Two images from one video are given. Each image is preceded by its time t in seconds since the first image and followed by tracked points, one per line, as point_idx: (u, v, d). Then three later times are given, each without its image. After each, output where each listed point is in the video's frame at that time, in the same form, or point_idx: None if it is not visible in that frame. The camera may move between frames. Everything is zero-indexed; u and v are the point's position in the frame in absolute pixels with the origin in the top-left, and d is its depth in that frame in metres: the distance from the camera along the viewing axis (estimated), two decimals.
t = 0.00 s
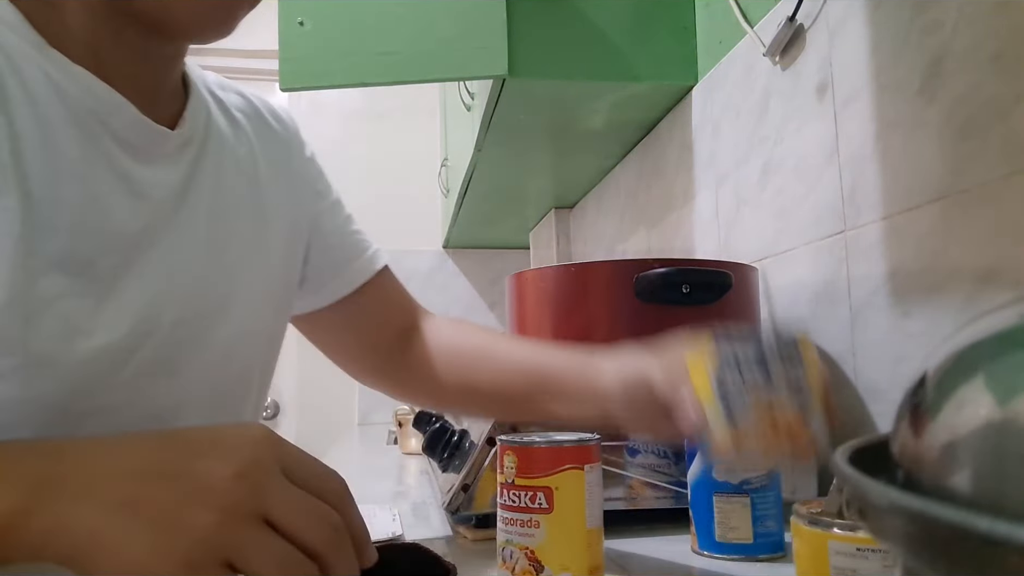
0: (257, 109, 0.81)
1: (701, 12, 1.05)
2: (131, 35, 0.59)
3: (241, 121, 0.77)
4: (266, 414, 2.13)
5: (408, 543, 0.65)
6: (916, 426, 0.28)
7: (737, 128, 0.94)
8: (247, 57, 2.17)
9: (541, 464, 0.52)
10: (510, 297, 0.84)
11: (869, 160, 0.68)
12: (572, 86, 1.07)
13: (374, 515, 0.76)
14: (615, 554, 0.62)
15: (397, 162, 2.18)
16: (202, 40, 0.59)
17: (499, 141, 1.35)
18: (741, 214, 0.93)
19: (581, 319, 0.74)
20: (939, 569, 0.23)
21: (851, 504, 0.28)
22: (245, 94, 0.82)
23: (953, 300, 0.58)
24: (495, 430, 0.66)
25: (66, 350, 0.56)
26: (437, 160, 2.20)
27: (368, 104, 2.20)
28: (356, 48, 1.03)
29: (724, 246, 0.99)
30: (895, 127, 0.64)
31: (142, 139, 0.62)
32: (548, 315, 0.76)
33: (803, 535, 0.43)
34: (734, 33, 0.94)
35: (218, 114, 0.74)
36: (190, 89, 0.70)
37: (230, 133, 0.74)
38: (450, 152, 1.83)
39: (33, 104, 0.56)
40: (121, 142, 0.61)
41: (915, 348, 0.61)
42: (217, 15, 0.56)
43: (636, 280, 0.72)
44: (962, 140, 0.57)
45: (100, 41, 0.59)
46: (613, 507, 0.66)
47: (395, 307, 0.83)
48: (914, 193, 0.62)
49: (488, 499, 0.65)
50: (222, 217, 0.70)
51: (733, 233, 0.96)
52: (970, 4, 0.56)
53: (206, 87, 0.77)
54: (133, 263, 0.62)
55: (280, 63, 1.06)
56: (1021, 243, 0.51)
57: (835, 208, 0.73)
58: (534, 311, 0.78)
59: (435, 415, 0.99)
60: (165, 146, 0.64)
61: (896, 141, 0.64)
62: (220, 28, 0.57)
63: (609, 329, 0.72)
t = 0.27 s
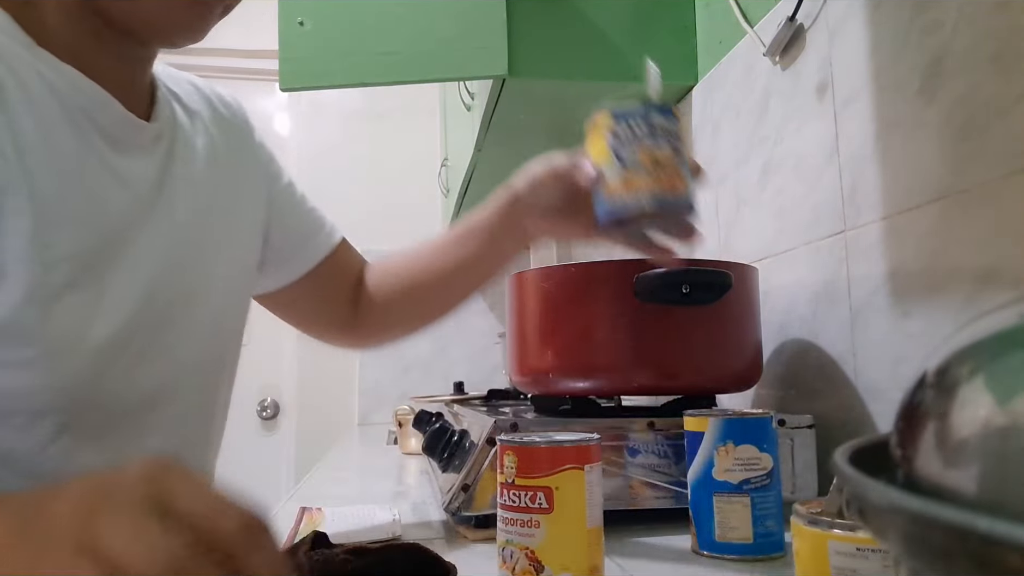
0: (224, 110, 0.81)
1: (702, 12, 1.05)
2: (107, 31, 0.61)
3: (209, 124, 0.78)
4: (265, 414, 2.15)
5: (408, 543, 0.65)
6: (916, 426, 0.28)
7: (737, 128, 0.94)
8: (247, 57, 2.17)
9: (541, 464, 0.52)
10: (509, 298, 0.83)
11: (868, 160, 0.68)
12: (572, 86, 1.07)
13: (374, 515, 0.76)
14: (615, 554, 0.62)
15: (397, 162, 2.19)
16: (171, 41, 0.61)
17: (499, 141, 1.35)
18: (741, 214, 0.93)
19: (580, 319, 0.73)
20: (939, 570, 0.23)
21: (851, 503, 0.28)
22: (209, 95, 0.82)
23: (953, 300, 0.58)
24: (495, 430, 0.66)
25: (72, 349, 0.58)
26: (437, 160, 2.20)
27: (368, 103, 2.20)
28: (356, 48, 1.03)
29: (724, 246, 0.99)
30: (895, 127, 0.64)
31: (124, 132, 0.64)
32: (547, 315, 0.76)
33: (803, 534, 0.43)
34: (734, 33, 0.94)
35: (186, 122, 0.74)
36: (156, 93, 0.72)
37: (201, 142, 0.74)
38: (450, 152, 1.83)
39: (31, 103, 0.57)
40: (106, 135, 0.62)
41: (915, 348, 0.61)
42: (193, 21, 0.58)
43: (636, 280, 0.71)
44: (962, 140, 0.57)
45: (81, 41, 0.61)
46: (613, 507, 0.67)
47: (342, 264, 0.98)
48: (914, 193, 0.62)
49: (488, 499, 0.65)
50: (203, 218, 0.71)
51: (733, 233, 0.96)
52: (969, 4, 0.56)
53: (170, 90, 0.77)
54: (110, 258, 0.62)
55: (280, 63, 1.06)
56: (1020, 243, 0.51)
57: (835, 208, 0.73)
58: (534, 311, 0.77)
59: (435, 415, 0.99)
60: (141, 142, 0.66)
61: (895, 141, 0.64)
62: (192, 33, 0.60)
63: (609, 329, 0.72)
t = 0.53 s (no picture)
0: (211, 117, 0.81)
1: (702, 12, 1.05)
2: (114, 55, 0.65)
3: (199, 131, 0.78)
4: (265, 414, 2.17)
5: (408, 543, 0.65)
6: (916, 426, 0.28)
7: (737, 128, 0.94)
8: (247, 57, 2.17)
9: (540, 464, 0.52)
10: (509, 298, 0.83)
11: (868, 160, 0.68)
12: (572, 87, 1.07)
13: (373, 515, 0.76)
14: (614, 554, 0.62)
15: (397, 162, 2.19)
16: (173, 59, 0.67)
17: (499, 141, 1.35)
18: (741, 214, 0.93)
19: (580, 319, 0.73)
20: (940, 569, 0.23)
21: (850, 503, 0.28)
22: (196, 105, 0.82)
23: (953, 300, 0.58)
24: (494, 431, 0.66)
25: (84, 352, 0.57)
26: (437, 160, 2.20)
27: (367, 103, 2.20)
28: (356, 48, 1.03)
29: (723, 246, 0.99)
30: (895, 127, 0.64)
31: (123, 139, 0.65)
32: (546, 315, 0.76)
33: (803, 534, 0.43)
34: (734, 33, 0.94)
35: (175, 134, 0.74)
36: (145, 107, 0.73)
37: (191, 149, 0.74)
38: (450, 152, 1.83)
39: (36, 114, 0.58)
40: (106, 142, 0.64)
41: (915, 348, 0.61)
42: (191, 29, 0.63)
43: (636, 281, 0.71)
44: (961, 141, 0.57)
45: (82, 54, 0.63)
46: (613, 507, 0.66)
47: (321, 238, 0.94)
48: (914, 193, 0.62)
49: (488, 499, 0.65)
50: (198, 222, 0.71)
51: (732, 233, 0.96)
52: (969, 4, 0.56)
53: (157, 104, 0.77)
54: (121, 261, 0.62)
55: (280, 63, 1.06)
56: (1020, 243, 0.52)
57: (835, 208, 0.73)
58: (533, 311, 0.77)
59: (435, 415, 0.99)
60: (134, 149, 0.67)
61: (895, 142, 0.64)
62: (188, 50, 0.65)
63: (608, 329, 0.72)
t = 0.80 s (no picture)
0: (212, 133, 0.86)
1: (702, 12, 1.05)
2: (129, 71, 0.67)
3: (205, 146, 0.83)
4: (265, 413, 2.18)
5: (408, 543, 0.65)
6: (916, 426, 0.28)
7: (737, 128, 0.94)
8: (248, 57, 2.17)
9: (540, 464, 0.52)
10: (509, 298, 0.83)
11: (868, 160, 0.68)
12: (573, 87, 1.07)
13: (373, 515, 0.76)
14: (614, 554, 0.62)
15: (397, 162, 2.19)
16: (183, 75, 0.67)
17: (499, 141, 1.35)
18: (741, 214, 0.93)
19: (580, 318, 0.73)
20: (939, 570, 0.23)
21: (850, 503, 0.28)
22: (198, 122, 0.86)
23: (952, 300, 0.58)
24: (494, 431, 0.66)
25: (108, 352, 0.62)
26: (437, 160, 2.20)
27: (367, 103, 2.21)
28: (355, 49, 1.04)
29: (724, 246, 0.99)
30: (894, 127, 0.64)
31: (143, 157, 0.70)
32: (546, 315, 0.76)
33: (803, 534, 0.43)
34: (734, 33, 0.94)
35: (182, 149, 0.79)
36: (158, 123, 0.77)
37: (197, 164, 0.79)
38: (450, 152, 1.84)
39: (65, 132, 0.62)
40: (129, 161, 0.68)
41: (915, 348, 0.62)
42: (195, 44, 0.63)
43: (636, 281, 0.71)
44: (961, 141, 0.57)
45: (103, 76, 0.66)
46: (613, 507, 0.66)
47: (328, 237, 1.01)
48: (913, 193, 0.62)
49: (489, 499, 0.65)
50: (206, 234, 0.76)
51: (732, 233, 0.96)
52: (968, 5, 0.56)
53: (164, 121, 0.81)
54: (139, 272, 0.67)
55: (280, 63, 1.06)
56: (1019, 243, 0.52)
57: (835, 208, 0.73)
58: (534, 311, 0.77)
59: (435, 415, 0.99)
60: (154, 167, 0.71)
61: (895, 142, 0.64)
62: (202, 71, 0.67)
63: (608, 328, 0.72)
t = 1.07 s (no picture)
0: (229, 142, 0.87)
1: (702, 12, 1.05)
2: (147, 86, 0.69)
3: (221, 156, 0.84)
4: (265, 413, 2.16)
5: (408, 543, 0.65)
6: (916, 426, 0.28)
7: (737, 128, 0.94)
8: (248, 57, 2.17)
9: (540, 464, 0.52)
10: (510, 298, 0.83)
11: (868, 160, 0.68)
12: (573, 86, 1.07)
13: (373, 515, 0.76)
14: (614, 555, 0.62)
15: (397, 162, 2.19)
16: (199, 91, 0.71)
17: (499, 142, 1.35)
18: (741, 214, 0.93)
19: (580, 318, 0.73)
20: (940, 570, 0.23)
21: (850, 503, 0.28)
22: (212, 130, 0.87)
23: (952, 300, 0.58)
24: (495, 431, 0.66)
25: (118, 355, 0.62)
26: (438, 160, 2.20)
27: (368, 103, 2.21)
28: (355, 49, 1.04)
29: (724, 247, 0.99)
30: (894, 126, 0.64)
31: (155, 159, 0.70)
32: (546, 315, 0.76)
33: (803, 534, 0.43)
34: (734, 33, 0.94)
35: (200, 158, 0.79)
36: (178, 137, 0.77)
37: (214, 173, 0.80)
38: (450, 152, 1.84)
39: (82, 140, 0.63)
40: (145, 167, 0.69)
41: (915, 348, 0.61)
42: (210, 63, 0.67)
43: (636, 281, 0.71)
44: (961, 140, 0.57)
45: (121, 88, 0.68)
46: (613, 507, 0.66)
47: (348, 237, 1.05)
48: (913, 193, 0.62)
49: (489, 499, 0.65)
50: (224, 238, 0.76)
51: (732, 233, 0.96)
52: (968, 5, 0.56)
53: (183, 131, 0.82)
54: (152, 276, 0.67)
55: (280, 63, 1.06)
56: (1019, 243, 0.52)
57: (835, 208, 0.73)
58: (534, 312, 0.77)
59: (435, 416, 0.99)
60: (172, 176, 0.72)
61: (895, 142, 0.64)
62: (221, 88, 0.70)
63: (608, 328, 0.72)
